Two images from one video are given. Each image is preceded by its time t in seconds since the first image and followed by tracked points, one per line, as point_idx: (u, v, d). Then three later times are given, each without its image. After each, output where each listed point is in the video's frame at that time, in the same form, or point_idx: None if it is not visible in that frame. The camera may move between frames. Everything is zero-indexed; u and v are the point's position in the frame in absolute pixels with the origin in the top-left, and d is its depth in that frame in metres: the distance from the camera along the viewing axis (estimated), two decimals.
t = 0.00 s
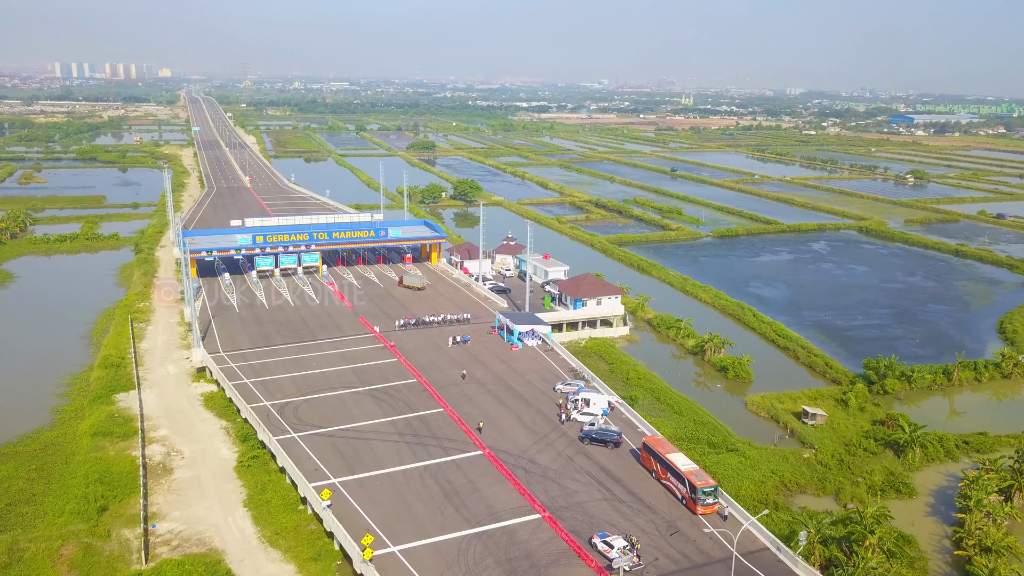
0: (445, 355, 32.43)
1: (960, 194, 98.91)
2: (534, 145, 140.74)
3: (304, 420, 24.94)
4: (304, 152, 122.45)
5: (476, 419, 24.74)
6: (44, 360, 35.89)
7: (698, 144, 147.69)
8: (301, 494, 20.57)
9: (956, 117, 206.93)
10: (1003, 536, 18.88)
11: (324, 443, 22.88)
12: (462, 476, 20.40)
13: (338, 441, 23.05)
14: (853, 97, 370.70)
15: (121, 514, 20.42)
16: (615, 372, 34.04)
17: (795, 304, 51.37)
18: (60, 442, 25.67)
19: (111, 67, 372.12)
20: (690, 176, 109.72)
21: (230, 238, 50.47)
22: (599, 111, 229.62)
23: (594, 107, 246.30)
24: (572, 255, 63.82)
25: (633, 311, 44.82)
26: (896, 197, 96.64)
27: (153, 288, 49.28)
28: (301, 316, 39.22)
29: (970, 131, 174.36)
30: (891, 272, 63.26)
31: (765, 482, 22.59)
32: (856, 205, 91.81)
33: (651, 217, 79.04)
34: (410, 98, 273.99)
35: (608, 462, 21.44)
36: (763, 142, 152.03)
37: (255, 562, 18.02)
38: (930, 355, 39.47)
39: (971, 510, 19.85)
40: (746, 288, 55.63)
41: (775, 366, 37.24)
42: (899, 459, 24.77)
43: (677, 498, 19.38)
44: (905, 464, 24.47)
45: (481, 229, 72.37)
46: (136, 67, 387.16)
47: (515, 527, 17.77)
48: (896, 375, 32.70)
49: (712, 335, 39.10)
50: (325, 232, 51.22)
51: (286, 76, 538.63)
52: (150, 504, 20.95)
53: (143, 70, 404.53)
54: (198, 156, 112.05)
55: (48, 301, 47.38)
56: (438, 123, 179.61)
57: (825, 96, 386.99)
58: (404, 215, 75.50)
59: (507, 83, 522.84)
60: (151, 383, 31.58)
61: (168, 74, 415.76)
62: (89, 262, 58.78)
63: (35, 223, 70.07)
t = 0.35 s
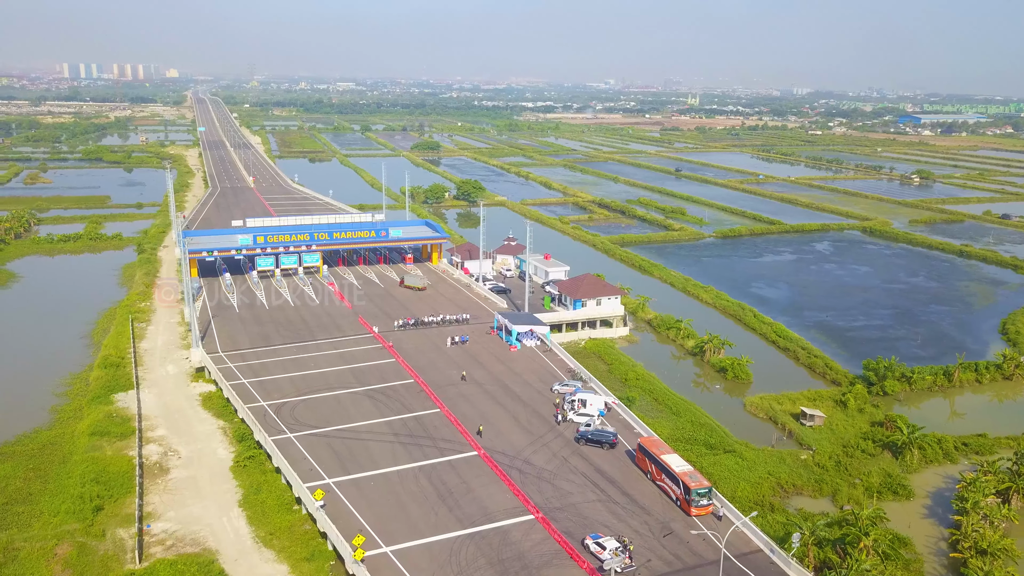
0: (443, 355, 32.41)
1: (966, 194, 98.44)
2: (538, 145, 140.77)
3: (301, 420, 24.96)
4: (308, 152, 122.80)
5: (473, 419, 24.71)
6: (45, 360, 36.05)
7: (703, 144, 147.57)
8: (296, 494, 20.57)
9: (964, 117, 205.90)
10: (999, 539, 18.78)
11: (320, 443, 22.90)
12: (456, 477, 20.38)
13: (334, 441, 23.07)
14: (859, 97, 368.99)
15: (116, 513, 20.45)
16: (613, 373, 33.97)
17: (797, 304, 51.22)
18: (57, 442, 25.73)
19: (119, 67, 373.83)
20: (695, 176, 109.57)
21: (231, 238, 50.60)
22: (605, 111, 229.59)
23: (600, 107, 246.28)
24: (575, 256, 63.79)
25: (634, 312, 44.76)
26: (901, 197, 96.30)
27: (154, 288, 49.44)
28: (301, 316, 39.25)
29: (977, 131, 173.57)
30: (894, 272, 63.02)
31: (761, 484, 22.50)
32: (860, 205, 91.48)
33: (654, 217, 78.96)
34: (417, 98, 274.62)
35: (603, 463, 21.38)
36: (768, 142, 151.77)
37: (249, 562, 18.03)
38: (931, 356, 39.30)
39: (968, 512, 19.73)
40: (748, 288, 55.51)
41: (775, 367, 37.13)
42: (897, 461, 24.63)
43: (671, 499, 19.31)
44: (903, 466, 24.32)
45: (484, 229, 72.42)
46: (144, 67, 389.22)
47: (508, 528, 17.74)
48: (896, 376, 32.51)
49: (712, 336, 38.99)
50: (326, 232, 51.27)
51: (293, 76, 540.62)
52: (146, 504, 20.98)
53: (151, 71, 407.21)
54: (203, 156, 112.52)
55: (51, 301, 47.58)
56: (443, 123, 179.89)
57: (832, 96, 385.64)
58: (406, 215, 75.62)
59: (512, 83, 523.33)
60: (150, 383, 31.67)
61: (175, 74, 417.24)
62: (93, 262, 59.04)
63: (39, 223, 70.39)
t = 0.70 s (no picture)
0: (441, 356, 32.41)
1: (973, 195, 97.89)
2: (544, 145, 140.78)
3: (296, 420, 25.00)
4: (314, 152, 123.22)
5: (468, 420, 24.70)
6: (46, 359, 36.21)
7: (709, 144, 147.36)
8: (289, 494, 20.57)
9: (974, 116, 204.78)
10: (995, 541, 18.72)
11: (315, 443, 22.91)
12: (449, 478, 20.38)
13: (329, 441, 23.08)
14: (868, 98, 366.87)
15: (111, 512, 20.48)
16: (612, 373, 33.90)
17: (799, 305, 51.02)
18: (55, 441, 25.83)
19: (128, 67, 375.99)
20: (700, 176, 109.38)
21: (232, 239, 50.69)
22: (612, 111, 229.51)
23: (608, 107, 246.15)
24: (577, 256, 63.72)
25: (634, 312, 44.72)
26: (908, 198, 95.89)
27: (156, 288, 49.61)
28: (300, 316, 39.30)
29: (987, 131, 172.51)
30: (898, 273, 62.76)
31: (756, 485, 22.42)
32: (866, 206, 91.13)
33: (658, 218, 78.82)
34: (424, 98, 275.23)
35: (597, 464, 21.34)
36: (775, 142, 151.41)
37: (240, 562, 18.03)
38: (932, 357, 39.07)
39: (964, 514, 19.64)
40: (750, 289, 55.37)
41: (775, 367, 36.98)
42: (894, 463, 24.48)
43: (664, 500, 19.26)
44: (900, 468, 24.19)
45: (487, 229, 72.45)
46: (153, 68, 391.58)
47: (499, 528, 17.71)
48: (896, 377, 32.32)
49: (712, 337, 38.88)
50: (327, 232, 51.32)
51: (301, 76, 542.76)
52: (140, 503, 21.03)
53: (160, 71, 410.25)
54: (209, 157, 113.00)
55: (53, 300, 47.80)
56: (449, 123, 180.15)
57: (841, 95, 384.43)
58: (410, 215, 75.76)
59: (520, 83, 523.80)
60: (149, 382, 31.78)
61: (184, 74, 419.38)
62: (97, 261, 59.33)
63: (44, 223, 70.75)
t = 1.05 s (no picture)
0: (442, 355, 32.43)
1: (985, 196, 97.02)
2: (554, 146, 140.75)
3: (296, 419, 25.09)
4: (324, 152, 123.73)
5: (466, 420, 24.70)
6: (52, 357, 36.51)
7: (720, 144, 146.81)
8: (287, 493, 20.62)
9: (989, 116, 203.11)
10: (995, 545, 18.52)
11: (313, 442, 22.96)
12: (446, 478, 20.36)
13: (327, 440, 23.13)
14: (882, 98, 364.49)
15: (110, 509, 20.60)
16: (614, 374, 33.81)
17: (806, 306, 50.70)
18: (58, 438, 26.02)
19: (143, 68, 378.98)
20: (710, 176, 109.03)
21: (238, 238, 50.90)
22: (623, 111, 229.33)
23: (620, 107, 246.03)
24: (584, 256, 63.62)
25: (639, 313, 44.57)
26: (919, 199, 95.12)
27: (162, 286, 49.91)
28: (304, 316, 39.43)
29: (1002, 131, 171.01)
30: (907, 274, 62.28)
31: (756, 487, 22.31)
32: (877, 206, 90.51)
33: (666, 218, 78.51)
34: (436, 98, 275.95)
35: (594, 465, 21.29)
36: (787, 143, 150.74)
37: (236, 560, 18.09)
38: (939, 359, 38.72)
39: (964, 518, 19.45)
40: (757, 290, 55.10)
41: (779, 369, 36.72)
42: (896, 466, 24.29)
43: (660, 502, 19.17)
44: (902, 471, 23.96)
45: (493, 229, 72.38)
46: (168, 69, 394.50)
47: (494, 528, 17.70)
48: (900, 379, 32.04)
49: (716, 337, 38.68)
50: (332, 231, 51.44)
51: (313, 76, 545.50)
52: (140, 501, 21.14)
53: (174, 72, 413.88)
54: (220, 156, 113.68)
55: (60, 299, 48.12)
56: (460, 124, 180.34)
57: (855, 95, 382.29)
58: (417, 215, 75.93)
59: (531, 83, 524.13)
60: (153, 381, 31.98)
61: (197, 74, 422.17)
62: (105, 260, 59.76)
63: (55, 222, 71.26)
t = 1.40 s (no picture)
0: (446, 355, 32.46)
1: (1003, 197, 95.83)
2: (569, 146, 140.64)
3: (297, 417, 25.22)
4: (339, 152, 124.30)
5: (467, 420, 24.71)
6: (62, 354, 36.95)
7: (736, 145, 146.01)
8: (286, 490, 20.72)
9: (1011, 117, 200.84)
10: (997, 551, 18.29)
11: (313, 440, 23.03)
12: (444, 477, 20.38)
13: (328, 438, 23.23)
14: (901, 98, 361.08)
15: (112, 505, 20.82)
16: (618, 375, 33.69)
17: (816, 308, 50.28)
18: (64, 434, 26.32)
19: (163, 68, 382.98)
20: (724, 176, 108.50)
21: (248, 237, 51.20)
22: (639, 111, 228.91)
23: (636, 107, 245.66)
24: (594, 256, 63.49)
25: (646, 314, 44.40)
26: (936, 199, 94.01)
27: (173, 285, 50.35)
28: (310, 315, 39.61)
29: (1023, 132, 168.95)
30: (920, 276, 61.63)
31: (756, 489, 22.16)
32: (892, 207, 89.70)
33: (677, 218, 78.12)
34: (453, 98, 276.77)
35: (593, 466, 21.23)
36: (803, 143, 149.72)
37: (233, 557, 18.21)
38: (948, 362, 38.27)
39: (966, 523, 19.22)
40: (766, 291, 54.73)
41: (786, 371, 36.42)
42: (900, 469, 24.03)
43: (657, 503, 19.09)
44: (906, 475, 23.71)
45: (503, 230, 72.39)
46: (188, 69, 398.38)
47: (489, 528, 17.70)
48: (907, 382, 31.72)
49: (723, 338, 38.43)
50: (340, 231, 51.65)
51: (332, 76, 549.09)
52: (141, 497, 21.35)
53: (194, 72, 418.30)
54: (235, 156, 114.53)
55: (73, 297, 48.70)
56: (475, 124, 180.69)
57: (874, 95, 379.53)
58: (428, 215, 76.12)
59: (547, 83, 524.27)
60: (159, 378, 32.25)
61: (217, 74, 425.60)
62: (119, 259, 60.38)
63: (70, 220, 72.06)
